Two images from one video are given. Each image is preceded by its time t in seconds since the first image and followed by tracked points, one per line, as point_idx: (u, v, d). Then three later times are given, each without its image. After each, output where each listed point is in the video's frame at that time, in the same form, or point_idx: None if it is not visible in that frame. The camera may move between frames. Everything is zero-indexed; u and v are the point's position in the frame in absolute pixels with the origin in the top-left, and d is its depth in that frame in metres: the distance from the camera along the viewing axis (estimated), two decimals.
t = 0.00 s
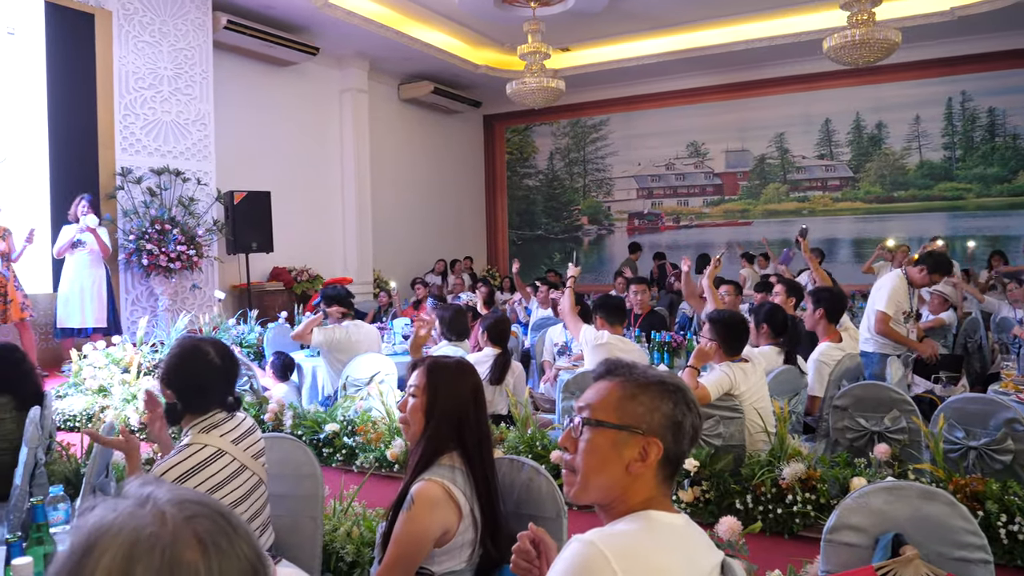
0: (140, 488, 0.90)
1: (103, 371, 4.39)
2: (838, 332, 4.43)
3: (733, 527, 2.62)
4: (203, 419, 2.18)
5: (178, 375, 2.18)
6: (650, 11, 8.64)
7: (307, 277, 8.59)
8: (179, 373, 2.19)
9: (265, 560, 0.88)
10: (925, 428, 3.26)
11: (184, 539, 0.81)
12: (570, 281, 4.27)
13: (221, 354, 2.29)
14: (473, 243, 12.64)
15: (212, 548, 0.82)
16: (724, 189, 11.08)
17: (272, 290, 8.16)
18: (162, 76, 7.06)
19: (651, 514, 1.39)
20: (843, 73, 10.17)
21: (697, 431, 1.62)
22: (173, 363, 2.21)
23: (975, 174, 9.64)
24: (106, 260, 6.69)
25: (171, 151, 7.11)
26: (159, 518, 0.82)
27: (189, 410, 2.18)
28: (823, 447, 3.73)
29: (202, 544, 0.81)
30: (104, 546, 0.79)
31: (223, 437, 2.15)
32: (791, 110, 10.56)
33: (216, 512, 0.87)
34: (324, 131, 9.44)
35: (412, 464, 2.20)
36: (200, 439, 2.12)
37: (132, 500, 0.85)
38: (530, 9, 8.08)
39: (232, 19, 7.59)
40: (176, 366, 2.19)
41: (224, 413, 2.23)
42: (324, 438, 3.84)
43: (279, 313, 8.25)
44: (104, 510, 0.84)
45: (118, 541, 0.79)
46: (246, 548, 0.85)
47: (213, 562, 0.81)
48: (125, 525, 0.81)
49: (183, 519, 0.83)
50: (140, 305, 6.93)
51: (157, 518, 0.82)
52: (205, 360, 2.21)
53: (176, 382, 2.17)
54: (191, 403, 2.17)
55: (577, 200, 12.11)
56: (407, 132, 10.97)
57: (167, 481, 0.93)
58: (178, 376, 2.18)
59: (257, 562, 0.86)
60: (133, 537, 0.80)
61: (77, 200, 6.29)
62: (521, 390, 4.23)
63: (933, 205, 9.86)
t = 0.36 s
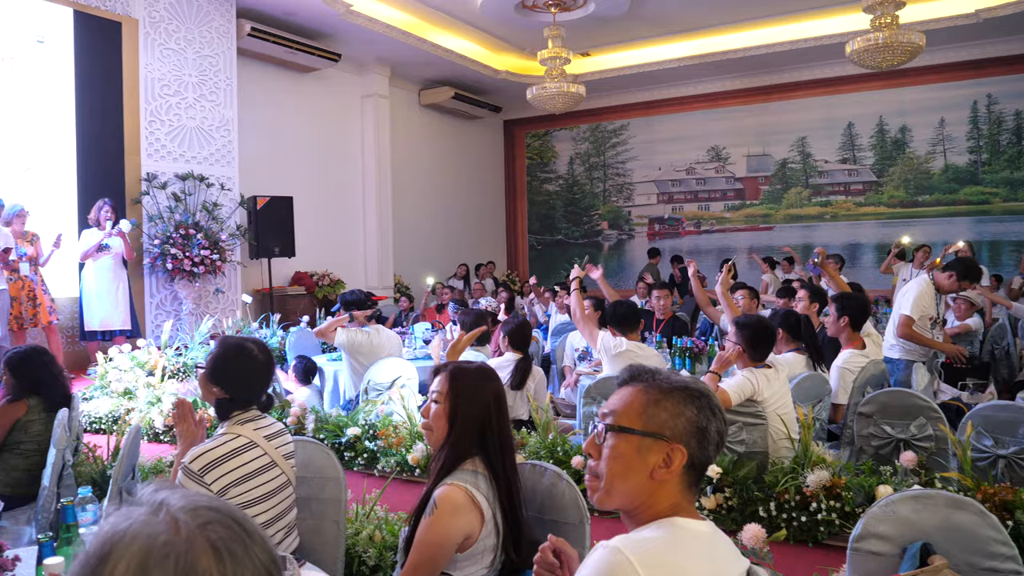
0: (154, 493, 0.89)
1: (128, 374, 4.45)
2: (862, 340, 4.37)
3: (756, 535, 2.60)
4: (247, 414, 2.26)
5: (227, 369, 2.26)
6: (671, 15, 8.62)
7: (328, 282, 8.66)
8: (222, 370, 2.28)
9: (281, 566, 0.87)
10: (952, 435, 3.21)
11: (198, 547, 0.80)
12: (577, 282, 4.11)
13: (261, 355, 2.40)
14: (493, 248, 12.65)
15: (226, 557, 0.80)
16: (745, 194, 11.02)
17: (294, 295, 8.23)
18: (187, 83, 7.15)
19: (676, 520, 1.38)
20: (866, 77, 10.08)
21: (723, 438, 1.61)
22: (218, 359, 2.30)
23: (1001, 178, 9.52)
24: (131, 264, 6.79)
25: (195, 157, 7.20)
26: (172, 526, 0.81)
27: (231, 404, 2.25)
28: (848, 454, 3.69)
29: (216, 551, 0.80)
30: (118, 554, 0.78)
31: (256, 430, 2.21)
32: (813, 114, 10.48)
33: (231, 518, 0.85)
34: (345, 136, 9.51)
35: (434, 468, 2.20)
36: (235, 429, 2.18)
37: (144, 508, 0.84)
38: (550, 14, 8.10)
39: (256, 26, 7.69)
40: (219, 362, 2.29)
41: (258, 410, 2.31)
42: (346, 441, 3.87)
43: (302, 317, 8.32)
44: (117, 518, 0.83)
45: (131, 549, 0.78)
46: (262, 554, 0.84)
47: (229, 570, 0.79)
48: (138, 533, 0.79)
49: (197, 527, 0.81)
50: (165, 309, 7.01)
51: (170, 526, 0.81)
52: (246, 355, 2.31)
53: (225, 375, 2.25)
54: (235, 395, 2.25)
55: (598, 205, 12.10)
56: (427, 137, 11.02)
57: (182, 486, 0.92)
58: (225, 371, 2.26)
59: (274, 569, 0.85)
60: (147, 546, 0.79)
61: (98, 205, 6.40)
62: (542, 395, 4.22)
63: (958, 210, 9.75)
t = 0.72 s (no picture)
0: (182, 506, 0.97)
1: (169, 381, 4.53)
2: (904, 347, 4.30)
3: (798, 547, 2.55)
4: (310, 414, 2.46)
5: (289, 374, 2.44)
6: (703, 21, 8.57)
7: (362, 289, 8.73)
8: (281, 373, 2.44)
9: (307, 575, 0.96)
10: (1000, 446, 3.12)
11: (228, 561, 0.88)
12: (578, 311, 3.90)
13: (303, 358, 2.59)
14: (525, 255, 12.65)
15: (256, 571, 0.89)
16: (781, 200, 10.89)
17: (329, 302, 8.31)
18: (225, 94, 7.26)
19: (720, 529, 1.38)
20: (903, 80, 9.92)
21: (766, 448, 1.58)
22: (273, 366, 2.46)
23: None
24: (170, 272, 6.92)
25: (233, 167, 7.31)
26: (202, 541, 0.89)
27: (293, 406, 2.43)
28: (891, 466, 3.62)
29: (245, 563, 0.88)
30: (152, 568, 0.86)
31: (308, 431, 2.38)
32: (849, 119, 10.33)
33: (257, 530, 0.94)
34: (379, 145, 9.60)
35: (474, 477, 2.20)
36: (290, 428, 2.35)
37: (174, 523, 0.92)
38: (582, 22, 8.10)
39: (292, 37, 7.82)
40: (276, 366, 2.44)
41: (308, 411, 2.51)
42: (382, 449, 3.90)
43: (337, 324, 8.40)
44: (148, 532, 0.91)
45: (163, 563, 0.86)
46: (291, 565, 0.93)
47: None
48: (169, 549, 0.87)
49: (225, 541, 0.89)
50: (203, 316, 7.12)
51: (200, 542, 0.89)
52: (301, 355, 2.48)
53: (289, 380, 2.43)
54: (298, 398, 2.43)
55: (631, 211, 12.03)
56: (460, 145, 11.08)
57: (207, 498, 1.00)
58: (287, 376, 2.44)
59: None
60: (178, 562, 0.86)
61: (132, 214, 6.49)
62: (576, 403, 4.19)
63: (1001, 214, 9.54)
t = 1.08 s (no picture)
0: (233, 519, 1.02)
1: (226, 393, 4.62)
2: (970, 358, 4.18)
3: (861, 566, 2.49)
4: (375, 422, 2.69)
5: (359, 387, 2.63)
6: (752, 30, 8.48)
7: (412, 303, 8.80)
8: (351, 386, 2.63)
9: None
10: None
11: (278, 571, 0.93)
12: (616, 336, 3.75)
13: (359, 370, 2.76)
14: (572, 268, 12.62)
15: None
16: (834, 210, 10.66)
17: (380, 315, 8.41)
18: (279, 113, 7.48)
19: (783, 546, 1.39)
20: (962, 85, 9.64)
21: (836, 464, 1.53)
22: (344, 379, 2.63)
23: None
24: (226, 287, 7.11)
25: (286, 183, 7.52)
26: (252, 552, 0.94)
27: (361, 416, 2.64)
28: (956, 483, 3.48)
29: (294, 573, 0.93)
30: None
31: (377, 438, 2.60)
32: (905, 125, 10.07)
33: (308, 541, 0.99)
34: (427, 159, 9.72)
35: (527, 489, 2.18)
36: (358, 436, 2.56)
37: (225, 536, 0.97)
38: (628, 34, 8.10)
39: (343, 56, 8.00)
40: (348, 380, 2.62)
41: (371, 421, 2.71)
42: (433, 461, 3.94)
43: (388, 337, 8.49)
44: (202, 544, 0.97)
45: (216, 574, 0.92)
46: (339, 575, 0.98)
47: None
48: (222, 561, 0.93)
49: (276, 552, 0.95)
50: (258, 330, 7.30)
51: (251, 554, 0.94)
52: (364, 368, 2.69)
53: (359, 392, 2.63)
54: (366, 408, 2.65)
55: (680, 223, 11.90)
56: (507, 160, 11.14)
57: (256, 511, 1.06)
58: (356, 388, 2.63)
59: None
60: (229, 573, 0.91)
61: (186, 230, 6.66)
62: (627, 415, 4.15)
63: None
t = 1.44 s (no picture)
0: (281, 522, 1.03)
1: (265, 397, 4.67)
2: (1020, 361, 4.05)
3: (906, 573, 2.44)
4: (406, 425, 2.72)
5: (389, 391, 2.65)
6: (789, 31, 8.38)
7: (447, 308, 8.84)
8: (382, 390, 2.65)
9: None
10: None
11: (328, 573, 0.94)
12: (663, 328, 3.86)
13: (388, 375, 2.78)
14: (606, 272, 12.55)
15: None
16: (874, 212, 10.46)
17: (415, 320, 8.46)
18: (315, 120, 7.59)
19: (828, 554, 1.38)
20: (1007, 84, 9.41)
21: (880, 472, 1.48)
22: (375, 385, 2.64)
23: None
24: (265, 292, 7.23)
25: (323, 190, 7.61)
26: (303, 554, 0.95)
27: (393, 420, 2.66)
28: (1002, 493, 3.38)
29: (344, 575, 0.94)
30: None
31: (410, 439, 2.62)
32: (947, 126, 9.86)
33: (357, 545, 1.00)
34: (461, 165, 9.76)
35: (565, 494, 2.17)
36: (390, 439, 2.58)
37: (276, 538, 0.98)
38: (663, 37, 8.06)
39: (378, 63, 8.09)
40: (379, 385, 2.64)
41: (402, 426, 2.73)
42: (469, 465, 3.96)
43: (423, 342, 8.53)
44: (252, 546, 0.98)
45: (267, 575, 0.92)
46: None
47: None
48: (273, 562, 0.93)
49: (326, 553, 0.96)
50: (296, 335, 7.41)
51: (301, 556, 0.95)
52: (392, 374, 2.71)
53: (389, 397, 2.65)
54: (397, 411, 2.67)
55: (716, 226, 11.76)
56: (541, 164, 11.14)
57: (304, 514, 1.07)
58: (386, 392, 2.65)
59: None
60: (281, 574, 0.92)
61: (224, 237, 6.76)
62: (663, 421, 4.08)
63: None
